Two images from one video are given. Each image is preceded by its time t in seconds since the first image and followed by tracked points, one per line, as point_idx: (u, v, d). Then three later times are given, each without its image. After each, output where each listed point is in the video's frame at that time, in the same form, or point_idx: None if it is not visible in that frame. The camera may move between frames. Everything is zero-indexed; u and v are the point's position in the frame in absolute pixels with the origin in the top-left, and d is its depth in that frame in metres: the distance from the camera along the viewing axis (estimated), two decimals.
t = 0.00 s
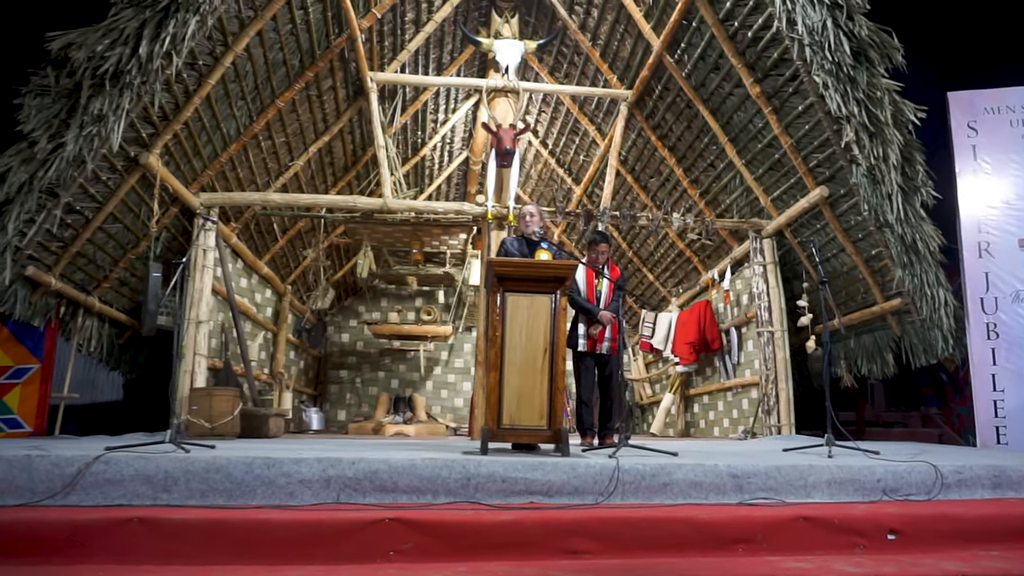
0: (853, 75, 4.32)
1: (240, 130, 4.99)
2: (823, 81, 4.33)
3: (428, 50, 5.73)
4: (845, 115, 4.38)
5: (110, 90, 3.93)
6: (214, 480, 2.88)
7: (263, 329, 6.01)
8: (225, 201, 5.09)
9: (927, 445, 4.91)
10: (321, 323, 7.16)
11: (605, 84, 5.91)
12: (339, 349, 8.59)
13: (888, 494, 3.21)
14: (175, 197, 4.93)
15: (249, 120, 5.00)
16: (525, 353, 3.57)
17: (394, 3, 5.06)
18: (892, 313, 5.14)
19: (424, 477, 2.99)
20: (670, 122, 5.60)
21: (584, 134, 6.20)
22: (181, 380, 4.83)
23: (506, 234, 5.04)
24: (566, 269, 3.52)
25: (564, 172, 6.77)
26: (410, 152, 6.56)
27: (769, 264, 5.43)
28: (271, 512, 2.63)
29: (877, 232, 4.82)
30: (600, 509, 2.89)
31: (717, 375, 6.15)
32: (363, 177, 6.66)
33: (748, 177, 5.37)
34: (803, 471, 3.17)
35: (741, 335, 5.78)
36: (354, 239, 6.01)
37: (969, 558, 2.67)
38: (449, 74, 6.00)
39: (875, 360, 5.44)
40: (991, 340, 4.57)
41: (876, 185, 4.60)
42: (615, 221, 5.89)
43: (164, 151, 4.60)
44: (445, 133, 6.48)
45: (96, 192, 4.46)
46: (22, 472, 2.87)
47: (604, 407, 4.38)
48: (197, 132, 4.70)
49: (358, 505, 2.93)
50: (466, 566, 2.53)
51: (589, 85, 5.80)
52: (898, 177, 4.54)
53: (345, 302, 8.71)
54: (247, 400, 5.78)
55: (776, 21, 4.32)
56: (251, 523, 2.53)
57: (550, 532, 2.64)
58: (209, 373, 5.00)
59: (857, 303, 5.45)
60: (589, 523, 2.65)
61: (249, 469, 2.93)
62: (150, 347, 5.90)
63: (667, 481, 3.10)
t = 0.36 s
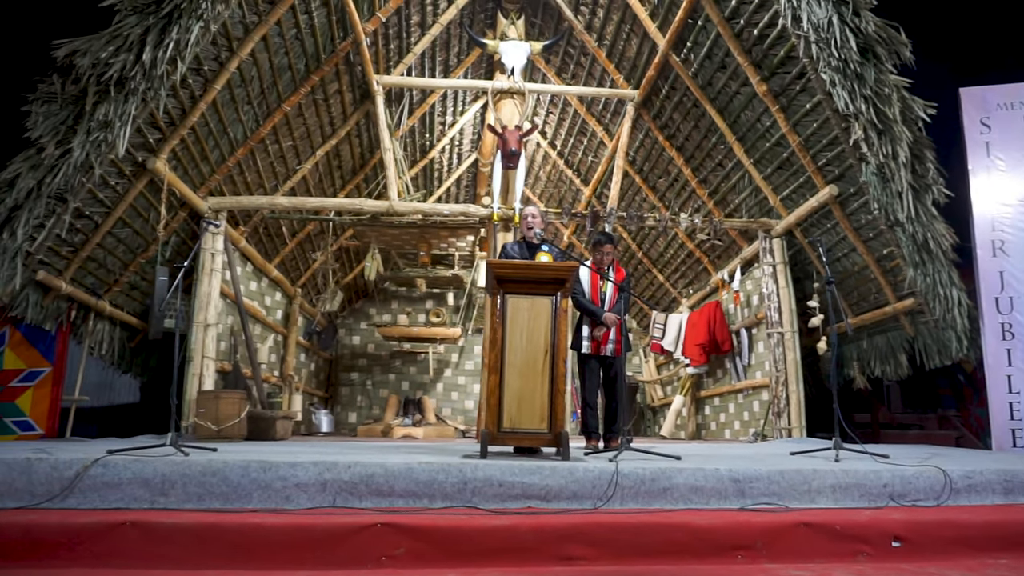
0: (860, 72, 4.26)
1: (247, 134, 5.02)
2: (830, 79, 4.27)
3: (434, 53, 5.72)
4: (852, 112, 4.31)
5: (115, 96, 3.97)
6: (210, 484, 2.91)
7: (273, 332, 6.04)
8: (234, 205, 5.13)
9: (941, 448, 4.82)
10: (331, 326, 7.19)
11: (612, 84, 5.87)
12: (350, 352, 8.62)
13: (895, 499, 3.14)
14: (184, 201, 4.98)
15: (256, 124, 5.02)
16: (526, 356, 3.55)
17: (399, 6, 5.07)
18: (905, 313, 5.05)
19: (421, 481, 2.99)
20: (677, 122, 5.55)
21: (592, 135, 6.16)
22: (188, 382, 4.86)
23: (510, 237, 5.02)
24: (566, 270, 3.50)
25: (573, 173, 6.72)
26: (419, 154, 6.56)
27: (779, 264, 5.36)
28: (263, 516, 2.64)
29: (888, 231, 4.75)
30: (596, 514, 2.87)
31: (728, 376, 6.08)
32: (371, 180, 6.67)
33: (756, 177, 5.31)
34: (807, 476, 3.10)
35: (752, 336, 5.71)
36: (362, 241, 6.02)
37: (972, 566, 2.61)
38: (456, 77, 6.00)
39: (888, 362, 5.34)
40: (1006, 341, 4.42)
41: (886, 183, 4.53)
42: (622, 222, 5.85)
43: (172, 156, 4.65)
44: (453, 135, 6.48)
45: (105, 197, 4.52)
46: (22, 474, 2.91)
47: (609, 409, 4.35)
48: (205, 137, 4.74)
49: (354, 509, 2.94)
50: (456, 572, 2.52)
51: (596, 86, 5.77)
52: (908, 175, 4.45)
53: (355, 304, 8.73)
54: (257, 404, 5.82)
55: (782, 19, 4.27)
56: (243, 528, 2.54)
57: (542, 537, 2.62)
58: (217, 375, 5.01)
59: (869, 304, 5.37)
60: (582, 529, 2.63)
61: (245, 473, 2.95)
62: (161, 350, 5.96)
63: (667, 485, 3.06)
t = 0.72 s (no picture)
0: (871, 67, 4.17)
1: (259, 138, 5.05)
2: (841, 74, 4.20)
3: (445, 54, 5.72)
4: (864, 107, 4.24)
5: (125, 103, 4.02)
6: (213, 486, 2.94)
7: (287, 333, 6.09)
8: (246, 208, 5.17)
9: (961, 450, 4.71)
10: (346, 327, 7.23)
11: (623, 82, 5.82)
12: (365, 353, 8.67)
13: (905, 504, 3.06)
14: (197, 205, 5.03)
15: (268, 128, 5.06)
16: (530, 358, 3.53)
17: (408, 8, 5.07)
18: (924, 312, 4.94)
19: (421, 484, 2.99)
20: (689, 119, 5.48)
21: (604, 133, 6.11)
22: (202, 384, 4.92)
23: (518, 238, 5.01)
24: (570, 271, 3.47)
25: (586, 172, 6.68)
26: (431, 156, 6.56)
27: (793, 262, 5.28)
28: (262, 519, 2.67)
29: (904, 228, 4.66)
30: (596, 518, 2.85)
31: (744, 377, 6.01)
32: (384, 182, 6.70)
33: (770, 174, 5.24)
34: (813, 480, 3.04)
35: (767, 336, 5.64)
36: (374, 243, 6.04)
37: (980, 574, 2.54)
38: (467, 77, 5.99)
39: (908, 361, 5.23)
40: None
41: (901, 179, 4.44)
42: (633, 221, 5.80)
43: (184, 161, 4.70)
44: (466, 136, 6.48)
45: (119, 202, 4.59)
46: (31, 476, 2.97)
47: (619, 410, 4.32)
48: (217, 141, 4.78)
49: (354, 512, 2.95)
50: None
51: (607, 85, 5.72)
52: (923, 171, 4.35)
53: (370, 305, 8.77)
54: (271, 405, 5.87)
55: (791, 14, 4.22)
56: (241, 531, 2.56)
57: (538, 542, 2.61)
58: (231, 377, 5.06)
59: (887, 302, 5.26)
60: (579, 533, 2.62)
61: (247, 476, 2.98)
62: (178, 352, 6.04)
63: (669, 489, 3.03)
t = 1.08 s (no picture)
0: (887, 59, 4.08)
1: (274, 142, 5.11)
2: (856, 66, 4.12)
3: (458, 55, 5.72)
4: (881, 101, 4.14)
5: (140, 110, 4.09)
6: (219, 486, 2.98)
7: (306, 334, 6.17)
8: (263, 211, 5.24)
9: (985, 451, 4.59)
10: (366, 327, 7.28)
11: (638, 79, 5.76)
12: (385, 353, 8.72)
13: (916, 508, 3.00)
14: (215, 209, 5.12)
15: (283, 131, 5.11)
16: (535, 358, 3.52)
17: (420, 9, 5.07)
18: (948, 309, 4.81)
19: (423, 485, 3.00)
20: (705, 115, 5.40)
21: (620, 131, 6.06)
22: (221, 385, 5.01)
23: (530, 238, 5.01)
24: (573, 272, 3.44)
25: (603, 170, 6.62)
26: (448, 156, 6.57)
27: (812, 260, 5.19)
28: (263, 519, 2.69)
29: (926, 223, 4.53)
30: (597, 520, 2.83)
31: (764, 376, 5.92)
32: (401, 183, 6.73)
33: (787, 170, 5.15)
34: (819, 482, 2.99)
35: (787, 334, 5.54)
36: (390, 243, 6.07)
37: None
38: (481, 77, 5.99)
39: (933, 360, 5.10)
40: None
41: (921, 174, 4.33)
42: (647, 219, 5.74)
43: (201, 165, 4.78)
44: (482, 136, 6.48)
45: (139, 207, 4.68)
46: (44, 475, 3.03)
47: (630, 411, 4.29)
48: (233, 146, 4.85)
49: (357, 513, 2.97)
50: None
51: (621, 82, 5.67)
52: (943, 165, 4.23)
53: (391, 305, 8.82)
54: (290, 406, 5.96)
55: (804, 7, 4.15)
56: (241, 531, 2.59)
57: (536, 544, 2.59)
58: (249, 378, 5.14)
59: (910, 300, 5.12)
60: (577, 535, 2.60)
61: (252, 476, 3.01)
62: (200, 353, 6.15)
63: (672, 491, 2.99)
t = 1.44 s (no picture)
0: (906, 48, 3.98)
1: (292, 145, 5.17)
2: (874, 57, 4.02)
3: (474, 55, 5.73)
4: (900, 92, 4.04)
5: (158, 116, 4.18)
6: (228, 483, 3.02)
7: (328, 335, 6.24)
8: (282, 214, 5.32)
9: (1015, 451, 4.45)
10: (388, 328, 7.33)
11: (655, 75, 5.69)
12: (408, 354, 8.77)
13: (931, 509, 2.93)
14: (236, 212, 5.21)
15: (300, 134, 5.18)
16: (542, 357, 3.51)
17: (434, 10, 5.08)
18: (976, 305, 4.67)
19: (427, 483, 3.00)
20: (723, 111, 5.32)
21: (639, 128, 6.00)
22: (242, 385, 5.10)
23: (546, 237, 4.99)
24: (579, 269, 3.44)
25: (623, 168, 6.57)
26: (467, 157, 6.58)
27: (834, 256, 5.10)
28: (267, 515, 2.72)
29: (952, 217, 4.40)
30: (600, 519, 2.81)
31: (788, 375, 5.81)
32: (421, 184, 6.76)
33: (807, 165, 5.05)
34: (829, 481, 2.93)
35: (810, 332, 5.44)
36: (408, 244, 6.11)
37: None
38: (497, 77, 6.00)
39: (961, 358, 4.95)
40: None
41: (945, 166, 4.20)
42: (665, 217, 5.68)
43: (220, 169, 4.87)
44: (501, 136, 6.48)
45: (161, 211, 4.79)
46: (61, 473, 3.10)
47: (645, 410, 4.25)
48: (251, 150, 4.94)
49: (362, 510, 2.99)
50: None
51: (638, 79, 5.62)
52: (967, 156, 4.10)
53: (414, 306, 8.87)
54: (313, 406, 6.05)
55: None
56: (245, 527, 2.61)
57: (536, 543, 2.59)
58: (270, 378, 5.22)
59: (937, 296, 4.98)
60: (576, 534, 2.59)
61: (260, 474, 3.05)
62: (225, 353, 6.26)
63: (678, 490, 2.96)
